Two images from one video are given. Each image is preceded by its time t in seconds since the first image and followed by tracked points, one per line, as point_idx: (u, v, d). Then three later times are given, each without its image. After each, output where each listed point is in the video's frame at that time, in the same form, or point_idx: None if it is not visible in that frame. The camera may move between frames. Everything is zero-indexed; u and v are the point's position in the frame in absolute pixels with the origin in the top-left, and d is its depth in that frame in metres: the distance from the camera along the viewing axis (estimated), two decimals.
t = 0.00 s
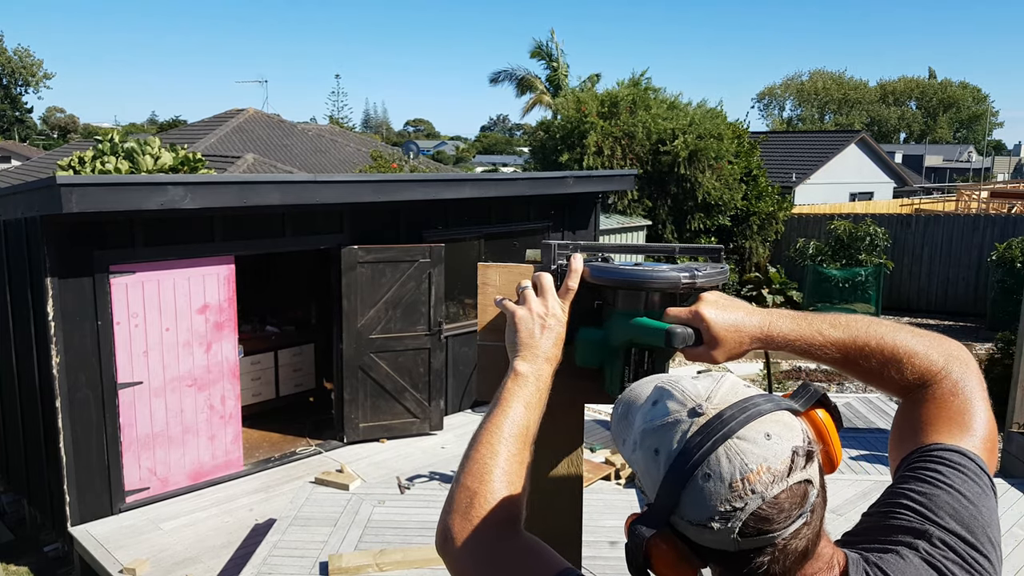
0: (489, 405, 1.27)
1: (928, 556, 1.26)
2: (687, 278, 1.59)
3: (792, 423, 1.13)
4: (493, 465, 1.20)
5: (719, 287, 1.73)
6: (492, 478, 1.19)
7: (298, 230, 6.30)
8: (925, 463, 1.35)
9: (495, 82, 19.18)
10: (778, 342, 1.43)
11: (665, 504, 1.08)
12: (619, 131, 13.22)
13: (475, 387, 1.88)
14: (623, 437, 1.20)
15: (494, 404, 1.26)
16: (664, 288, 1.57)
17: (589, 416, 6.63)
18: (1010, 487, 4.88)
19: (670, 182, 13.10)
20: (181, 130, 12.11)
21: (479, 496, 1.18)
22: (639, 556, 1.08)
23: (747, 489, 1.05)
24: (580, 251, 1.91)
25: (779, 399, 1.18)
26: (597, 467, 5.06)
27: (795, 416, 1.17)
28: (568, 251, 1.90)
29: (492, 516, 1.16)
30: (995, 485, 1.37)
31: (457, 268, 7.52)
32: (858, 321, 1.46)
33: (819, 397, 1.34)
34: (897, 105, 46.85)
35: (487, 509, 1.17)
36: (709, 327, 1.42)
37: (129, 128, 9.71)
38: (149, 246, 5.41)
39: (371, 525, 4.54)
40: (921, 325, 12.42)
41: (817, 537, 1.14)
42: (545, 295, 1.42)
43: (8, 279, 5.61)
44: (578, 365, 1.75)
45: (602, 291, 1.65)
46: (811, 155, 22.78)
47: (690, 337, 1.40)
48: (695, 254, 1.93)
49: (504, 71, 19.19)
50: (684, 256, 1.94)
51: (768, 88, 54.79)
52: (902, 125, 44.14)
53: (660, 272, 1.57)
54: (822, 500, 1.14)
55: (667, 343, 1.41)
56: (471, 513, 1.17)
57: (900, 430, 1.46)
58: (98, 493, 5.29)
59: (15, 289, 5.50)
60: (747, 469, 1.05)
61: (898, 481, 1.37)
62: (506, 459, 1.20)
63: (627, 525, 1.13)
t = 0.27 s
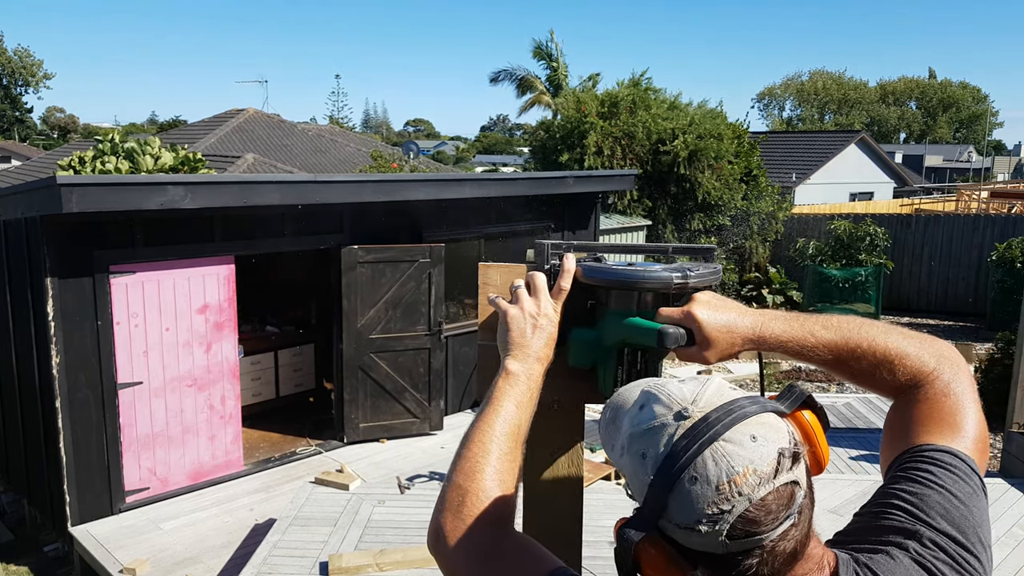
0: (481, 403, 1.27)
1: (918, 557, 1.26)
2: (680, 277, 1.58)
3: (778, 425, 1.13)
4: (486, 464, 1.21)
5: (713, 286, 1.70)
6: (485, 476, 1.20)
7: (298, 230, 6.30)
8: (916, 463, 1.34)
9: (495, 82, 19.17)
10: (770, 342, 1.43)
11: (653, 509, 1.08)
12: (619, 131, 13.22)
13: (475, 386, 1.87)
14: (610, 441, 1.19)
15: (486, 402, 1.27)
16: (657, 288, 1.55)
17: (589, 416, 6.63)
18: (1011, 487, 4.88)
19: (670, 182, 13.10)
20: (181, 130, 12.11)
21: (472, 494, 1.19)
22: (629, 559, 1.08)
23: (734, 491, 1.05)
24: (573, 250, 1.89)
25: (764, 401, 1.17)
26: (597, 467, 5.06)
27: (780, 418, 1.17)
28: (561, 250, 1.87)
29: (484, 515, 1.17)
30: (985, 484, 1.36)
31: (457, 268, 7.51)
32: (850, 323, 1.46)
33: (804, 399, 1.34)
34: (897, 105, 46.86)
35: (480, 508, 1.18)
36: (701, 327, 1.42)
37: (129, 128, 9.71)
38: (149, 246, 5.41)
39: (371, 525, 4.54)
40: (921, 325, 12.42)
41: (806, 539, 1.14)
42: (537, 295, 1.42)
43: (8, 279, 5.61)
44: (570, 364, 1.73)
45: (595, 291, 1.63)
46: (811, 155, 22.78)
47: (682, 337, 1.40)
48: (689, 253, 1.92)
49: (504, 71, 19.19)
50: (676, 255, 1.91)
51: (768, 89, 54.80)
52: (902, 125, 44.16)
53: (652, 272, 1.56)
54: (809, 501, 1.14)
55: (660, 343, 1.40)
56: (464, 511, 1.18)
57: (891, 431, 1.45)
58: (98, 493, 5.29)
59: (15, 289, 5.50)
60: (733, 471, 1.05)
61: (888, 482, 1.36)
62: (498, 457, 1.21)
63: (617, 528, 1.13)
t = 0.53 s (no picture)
0: (475, 404, 1.27)
1: (910, 556, 1.26)
2: (675, 278, 1.57)
3: (769, 426, 1.13)
4: (480, 465, 1.21)
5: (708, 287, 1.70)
6: (479, 478, 1.20)
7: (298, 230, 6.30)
8: (908, 462, 1.35)
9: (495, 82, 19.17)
10: (764, 343, 1.42)
11: (646, 511, 1.08)
12: (619, 131, 13.21)
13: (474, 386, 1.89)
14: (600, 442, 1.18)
15: (480, 404, 1.27)
16: (652, 289, 1.54)
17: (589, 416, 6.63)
18: (1012, 487, 4.87)
19: (670, 182, 13.11)
20: (181, 130, 12.10)
21: (466, 496, 1.19)
22: (621, 561, 1.08)
23: (726, 492, 1.05)
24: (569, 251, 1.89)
25: (756, 402, 1.17)
26: (597, 467, 5.06)
27: (771, 419, 1.17)
28: (557, 250, 1.89)
29: (478, 516, 1.17)
30: (978, 482, 1.37)
31: (457, 268, 7.51)
32: (845, 322, 1.45)
33: (796, 399, 1.35)
34: (897, 105, 46.86)
35: (474, 510, 1.18)
36: (695, 328, 1.42)
37: (129, 128, 9.70)
38: (149, 246, 5.41)
39: (371, 525, 4.54)
40: (921, 325, 12.41)
41: (797, 538, 1.15)
42: (532, 295, 1.41)
43: (8, 279, 5.61)
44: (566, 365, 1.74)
45: (590, 291, 1.63)
46: (811, 155, 22.78)
47: (676, 338, 1.39)
48: (685, 253, 1.92)
49: (504, 71, 19.19)
50: (673, 255, 1.93)
51: (768, 89, 54.81)
52: (902, 125, 44.15)
53: (647, 273, 1.54)
54: (801, 501, 1.15)
55: (653, 344, 1.41)
56: (459, 513, 1.18)
57: (885, 430, 1.44)
58: (98, 493, 5.29)
59: (15, 289, 5.50)
60: (725, 472, 1.05)
61: (881, 480, 1.36)
62: (492, 459, 1.21)
63: (609, 530, 1.13)
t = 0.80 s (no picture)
0: (471, 404, 1.27)
1: (902, 555, 1.26)
2: (671, 277, 1.57)
3: (766, 432, 1.12)
4: (475, 465, 1.21)
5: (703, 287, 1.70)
6: (474, 478, 1.20)
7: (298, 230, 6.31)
8: (902, 462, 1.35)
9: (495, 82, 19.16)
10: (761, 342, 1.42)
11: (640, 513, 1.08)
12: (619, 131, 13.21)
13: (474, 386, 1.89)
14: (599, 439, 1.18)
15: (476, 404, 1.26)
16: (649, 288, 1.54)
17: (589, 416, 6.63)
18: (1012, 487, 4.87)
19: (670, 182, 13.12)
20: (181, 130, 12.10)
21: (461, 496, 1.19)
22: (615, 560, 1.09)
23: (722, 499, 1.05)
24: (566, 250, 1.89)
25: (755, 407, 1.17)
26: (596, 467, 5.06)
27: (770, 424, 1.16)
28: (555, 250, 1.89)
29: (473, 516, 1.17)
30: (973, 483, 1.36)
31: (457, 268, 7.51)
32: (842, 321, 1.45)
33: (794, 403, 1.31)
34: (897, 105, 46.81)
35: (469, 510, 1.18)
36: (693, 326, 1.43)
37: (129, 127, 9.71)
38: (149, 246, 5.41)
39: (370, 525, 4.54)
40: (921, 326, 12.41)
41: (792, 543, 1.14)
42: (529, 294, 1.41)
43: (8, 279, 5.61)
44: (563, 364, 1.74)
45: (588, 290, 1.63)
46: (811, 155, 22.78)
47: (674, 336, 1.40)
48: (682, 253, 1.92)
49: (504, 71, 19.19)
50: (671, 254, 1.93)
51: (768, 89, 54.80)
52: (902, 125, 44.15)
53: (645, 271, 1.54)
54: (796, 506, 1.14)
55: (651, 342, 1.41)
56: (454, 513, 1.19)
57: (881, 429, 1.44)
58: (98, 493, 5.29)
59: (15, 289, 5.50)
60: (722, 479, 1.05)
61: (874, 480, 1.37)
62: (487, 459, 1.21)
63: (604, 530, 1.13)
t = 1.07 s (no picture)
0: (470, 403, 1.27)
1: (900, 552, 1.27)
2: (672, 275, 1.55)
3: (772, 432, 1.13)
4: (475, 464, 1.21)
5: (703, 286, 1.69)
6: (474, 477, 1.20)
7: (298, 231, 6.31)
8: (900, 460, 1.35)
9: (495, 82, 19.16)
10: (760, 341, 1.42)
11: (645, 510, 1.08)
12: (619, 131, 13.21)
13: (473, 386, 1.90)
14: (603, 434, 1.19)
15: (475, 404, 1.26)
16: (649, 288, 1.52)
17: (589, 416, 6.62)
18: (1012, 488, 4.86)
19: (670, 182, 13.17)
20: (181, 131, 12.10)
21: (461, 495, 1.19)
22: (617, 556, 1.09)
23: (727, 498, 1.05)
24: (565, 250, 1.90)
25: (762, 407, 1.17)
26: (596, 468, 5.05)
27: (775, 424, 1.16)
28: (553, 249, 1.90)
29: (474, 516, 1.17)
30: (970, 482, 1.37)
31: (458, 268, 7.51)
32: (840, 320, 1.45)
33: (799, 403, 1.32)
34: (897, 105, 46.77)
35: (469, 509, 1.18)
36: (692, 326, 1.43)
37: (129, 128, 9.71)
38: (149, 246, 5.41)
39: (370, 525, 4.54)
40: (921, 326, 12.40)
41: (793, 541, 1.15)
42: (528, 293, 1.42)
43: (8, 279, 5.61)
44: (561, 364, 1.73)
45: (587, 290, 1.59)
46: (811, 155, 22.77)
47: (673, 337, 1.41)
48: (680, 253, 1.92)
49: (504, 71, 19.18)
50: (670, 254, 1.93)
51: (768, 89, 54.74)
52: (902, 125, 44.15)
53: (644, 270, 1.52)
54: (799, 506, 1.15)
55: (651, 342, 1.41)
56: (454, 513, 1.18)
57: (878, 429, 1.44)
58: (98, 493, 5.29)
59: (15, 289, 5.50)
60: (728, 478, 1.05)
61: (872, 478, 1.37)
62: (488, 458, 1.21)
63: (607, 527, 1.14)
